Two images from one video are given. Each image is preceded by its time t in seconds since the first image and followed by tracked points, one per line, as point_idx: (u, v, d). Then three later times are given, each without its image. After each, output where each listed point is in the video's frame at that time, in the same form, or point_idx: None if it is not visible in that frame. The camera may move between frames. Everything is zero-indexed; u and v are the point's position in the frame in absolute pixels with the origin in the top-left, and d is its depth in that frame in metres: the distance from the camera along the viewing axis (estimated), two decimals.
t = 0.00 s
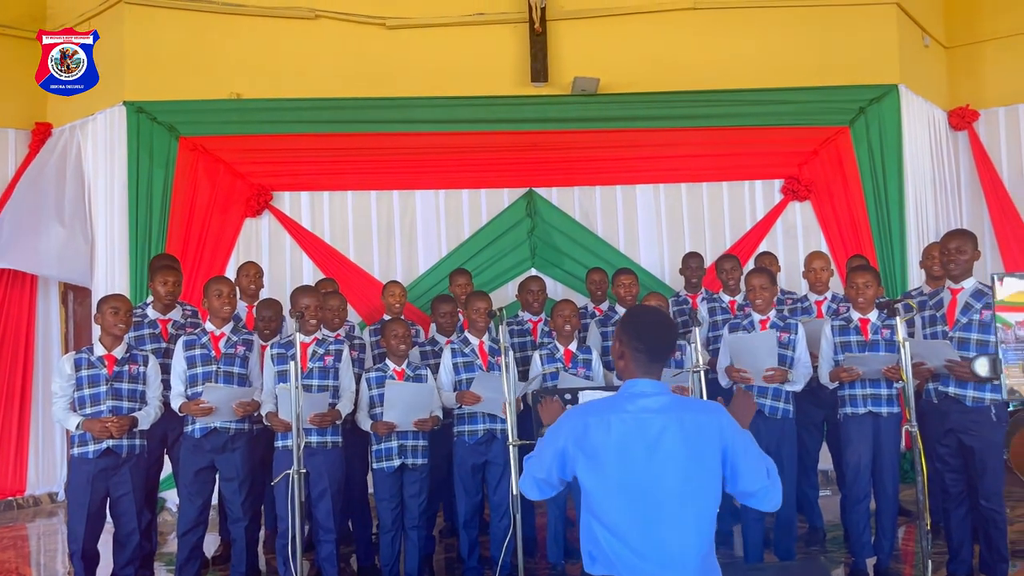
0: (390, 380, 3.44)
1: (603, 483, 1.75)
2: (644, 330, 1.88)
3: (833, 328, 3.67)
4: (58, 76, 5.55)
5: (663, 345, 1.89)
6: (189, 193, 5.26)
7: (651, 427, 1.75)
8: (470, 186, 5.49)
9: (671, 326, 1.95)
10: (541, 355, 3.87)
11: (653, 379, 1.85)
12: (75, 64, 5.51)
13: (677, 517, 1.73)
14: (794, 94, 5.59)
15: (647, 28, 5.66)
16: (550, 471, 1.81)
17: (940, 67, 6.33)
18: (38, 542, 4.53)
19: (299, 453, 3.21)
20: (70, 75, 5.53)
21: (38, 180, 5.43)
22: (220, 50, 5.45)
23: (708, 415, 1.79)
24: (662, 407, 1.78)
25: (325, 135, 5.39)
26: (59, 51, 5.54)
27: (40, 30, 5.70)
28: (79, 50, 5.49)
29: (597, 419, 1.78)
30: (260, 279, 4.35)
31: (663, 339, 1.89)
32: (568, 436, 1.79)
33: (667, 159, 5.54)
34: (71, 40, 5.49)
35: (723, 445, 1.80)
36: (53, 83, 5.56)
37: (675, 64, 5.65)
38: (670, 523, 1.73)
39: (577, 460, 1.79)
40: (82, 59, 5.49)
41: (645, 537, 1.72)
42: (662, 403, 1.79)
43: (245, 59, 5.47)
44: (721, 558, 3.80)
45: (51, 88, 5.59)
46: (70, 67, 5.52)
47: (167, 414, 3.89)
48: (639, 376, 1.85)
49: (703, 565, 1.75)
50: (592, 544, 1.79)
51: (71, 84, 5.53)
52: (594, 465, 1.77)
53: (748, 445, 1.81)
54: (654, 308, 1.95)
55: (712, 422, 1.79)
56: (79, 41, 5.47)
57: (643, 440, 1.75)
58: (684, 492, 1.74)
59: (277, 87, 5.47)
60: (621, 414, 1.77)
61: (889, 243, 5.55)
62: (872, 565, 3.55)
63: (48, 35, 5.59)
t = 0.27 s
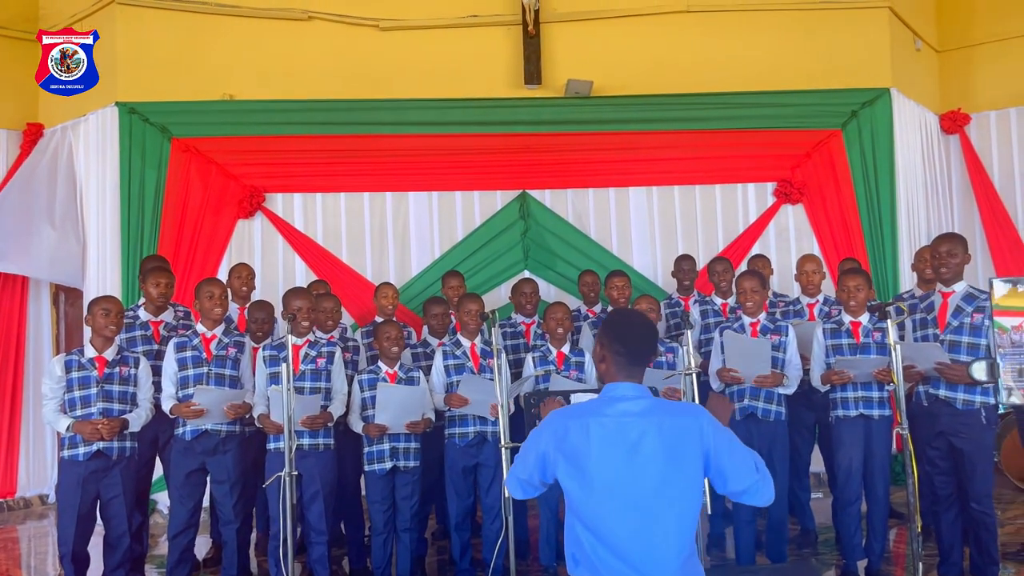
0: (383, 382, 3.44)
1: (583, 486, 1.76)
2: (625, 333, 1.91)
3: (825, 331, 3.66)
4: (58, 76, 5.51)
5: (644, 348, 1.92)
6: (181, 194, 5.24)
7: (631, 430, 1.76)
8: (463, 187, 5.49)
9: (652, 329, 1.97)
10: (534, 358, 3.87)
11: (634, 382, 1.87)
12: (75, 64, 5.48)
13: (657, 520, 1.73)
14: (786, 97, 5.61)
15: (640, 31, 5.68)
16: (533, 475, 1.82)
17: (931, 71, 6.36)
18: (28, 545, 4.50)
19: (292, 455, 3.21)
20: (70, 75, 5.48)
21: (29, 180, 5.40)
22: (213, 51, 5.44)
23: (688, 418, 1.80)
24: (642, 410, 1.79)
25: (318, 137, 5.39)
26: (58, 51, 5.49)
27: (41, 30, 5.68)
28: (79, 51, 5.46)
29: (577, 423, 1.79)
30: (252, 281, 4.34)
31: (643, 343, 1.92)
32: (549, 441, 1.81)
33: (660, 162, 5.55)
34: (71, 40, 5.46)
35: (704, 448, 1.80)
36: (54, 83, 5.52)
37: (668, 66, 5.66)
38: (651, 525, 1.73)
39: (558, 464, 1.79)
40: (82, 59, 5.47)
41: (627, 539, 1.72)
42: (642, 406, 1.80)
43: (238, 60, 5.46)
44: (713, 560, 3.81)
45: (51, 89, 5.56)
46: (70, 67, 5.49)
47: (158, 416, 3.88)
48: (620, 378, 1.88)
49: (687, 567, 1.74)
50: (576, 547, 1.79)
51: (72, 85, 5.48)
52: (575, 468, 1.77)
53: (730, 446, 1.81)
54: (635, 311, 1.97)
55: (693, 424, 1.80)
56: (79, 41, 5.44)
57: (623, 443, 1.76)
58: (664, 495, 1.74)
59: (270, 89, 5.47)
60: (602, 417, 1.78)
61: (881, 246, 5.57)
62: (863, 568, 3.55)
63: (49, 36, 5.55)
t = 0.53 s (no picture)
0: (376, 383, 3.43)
1: (567, 487, 1.78)
2: (610, 334, 1.91)
3: (818, 331, 3.68)
4: (59, 76, 5.47)
5: (628, 350, 1.91)
6: (175, 194, 5.23)
7: (612, 431, 1.76)
8: (457, 188, 5.49)
9: (638, 331, 1.97)
10: (528, 357, 3.89)
11: (618, 383, 1.87)
12: (75, 64, 5.43)
13: (640, 520, 1.74)
14: (780, 98, 5.62)
15: (635, 31, 5.68)
16: (517, 476, 1.83)
17: (925, 73, 6.38)
18: (21, 546, 4.49)
19: (285, 455, 3.21)
20: (70, 75, 5.44)
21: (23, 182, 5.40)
22: (207, 51, 5.43)
23: (671, 419, 1.79)
24: (624, 411, 1.79)
25: (312, 137, 5.38)
26: (58, 51, 5.47)
27: (40, 30, 5.67)
28: (79, 50, 5.43)
29: (560, 424, 1.80)
30: (246, 281, 4.33)
31: (628, 344, 1.92)
32: (533, 442, 1.82)
33: (655, 163, 5.56)
34: (70, 40, 5.44)
35: (689, 448, 1.79)
36: (53, 83, 5.49)
37: (662, 67, 5.67)
38: (635, 526, 1.73)
39: (542, 465, 1.81)
40: (83, 58, 5.40)
41: (610, 540, 1.73)
42: (624, 407, 1.80)
43: (232, 60, 5.45)
44: (707, 561, 3.82)
45: (52, 89, 5.53)
46: (70, 67, 5.44)
47: (151, 416, 3.87)
48: (605, 380, 1.87)
49: (671, 567, 1.75)
50: (562, 547, 1.81)
51: (71, 84, 5.44)
52: (558, 469, 1.79)
53: (716, 445, 1.79)
54: (621, 313, 1.98)
55: (677, 425, 1.79)
56: (78, 41, 5.40)
57: (605, 445, 1.76)
58: (646, 496, 1.74)
59: (264, 89, 5.46)
60: (584, 419, 1.79)
61: (874, 247, 5.58)
62: (856, 568, 3.56)
63: (48, 36, 5.54)
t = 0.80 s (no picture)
0: (373, 383, 3.43)
1: (558, 488, 1.78)
2: (602, 334, 1.91)
3: (815, 331, 3.68)
4: (59, 76, 5.44)
5: (619, 351, 1.91)
6: (172, 194, 5.22)
7: (602, 432, 1.76)
8: (455, 188, 5.49)
9: (629, 331, 1.97)
10: (525, 357, 3.87)
11: (609, 383, 1.87)
12: (75, 64, 5.42)
13: (630, 520, 1.74)
14: (777, 98, 5.62)
15: (632, 31, 5.69)
16: (509, 475, 1.85)
17: (922, 73, 6.39)
18: (17, 546, 4.48)
19: (281, 455, 3.20)
20: (70, 75, 5.42)
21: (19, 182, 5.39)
22: (204, 50, 5.42)
23: (661, 419, 1.78)
24: (614, 411, 1.79)
25: (310, 137, 5.37)
26: (58, 51, 5.45)
27: (40, 30, 5.65)
28: (78, 50, 5.42)
29: (550, 425, 1.80)
30: (243, 281, 4.33)
31: (619, 345, 1.92)
32: (524, 443, 1.83)
33: (652, 163, 5.56)
34: (69, 40, 5.42)
35: (680, 448, 1.78)
36: (53, 83, 5.48)
37: (660, 67, 5.67)
38: (626, 525, 1.73)
39: (533, 465, 1.81)
40: (82, 59, 5.39)
41: (600, 540, 1.73)
42: (614, 407, 1.80)
43: (230, 60, 5.44)
44: (704, 561, 3.82)
45: (52, 89, 5.51)
46: (70, 67, 5.43)
47: (148, 416, 3.86)
48: (596, 380, 1.87)
49: (663, 567, 1.75)
50: (554, 547, 1.81)
51: (71, 84, 5.42)
52: (549, 469, 1.79)
53: (708, 444, 1.78)
54: (612, 313, 1.97)
55: (667, 424, 1.78)
56: (78, 41, 5.39)
57: (594, 445, 1.76)
58: (637, 496, 1.74)
59: (262, 89, 5.46)
60: (573, 419, 1.79)
61: (871, 247, 5.59)
62: (853, 567, 3.57)
63: (48, 35, 5.53)
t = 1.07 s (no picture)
0: (374, 383, 3.43)
1: (557, 488, 1.78)
2: (601, 334, 1.91)
3: (815, 330, 3.68)
4: (59, 76, 5.44)
5: (618, 352, 1.92)
6: (172, 194, 5.23)
7: (603, 431, 1.76)
8: (455, 187, 5.49)
9: (628, 330, 1.97)
10: (525, 356, 3.88)
11: (609, 383, 1.88)
12: (75, 64, 5.43)
13: (632, 519, 1.74)
14: (778, 98, 5.62)
15: (633, 31, 5.69)
16: (509, 475, 1.84)
17: (922, 72, 6.39)
18: (19, 546, 4.48)
19: (283, 454, 3.20)
20: (70, 75, 5.43)
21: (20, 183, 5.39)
22: (205, 50, 5.42)
23: (661, 417, 1.79)
24: (614, 410, 1.79)
25: (310, 137, 5.38)
26: (58, 51, 5.46)
27: (40, 30, 5.66)
28: (78, 50, 5.42)
29: (550, 424, 1.80)
30: (244, 281, 4.33)
31: (618, 345, 1.92)
32: (523, 442, 1.82)
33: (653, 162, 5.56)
34: (69, 40, 5.43)
35: (680, 446, 1.79)
36: (53, 82, 5.48)
37: (660, 67, 5.68)
38: (627, 523, 1.74)
39: (533, 465, 1.81)
40: (82, 59, 5.39)
41: (602, 539, 1.74)
42: (614, 406, 1.79)
43: (230, 60, 5.45)
44: (705, 560, 3.82)
45: (52, 89, 5.51)
46: (70, 67, 5.43)
47: (149, 416, 3.87)
48: (595, 380, 1.88)
49: (665, 564, 1.75)
50: (554, 546, 1.81)
51: (72, 84, 5.43)
52: (549, 469, 1.79)
53: (709, 442, 1.79)
54: (611, 312, 1.98)
55: (667, 423, 1.79)
56: (77, 41, 5.39)
57: (595, 445, 1.76)
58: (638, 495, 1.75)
59: (262, 89, 5.46)
60: (574, 419, 1.79)
61: (872, 247, 5.59)
62: (854, 567, 3.57)
63: (48, 36, 5.52)
